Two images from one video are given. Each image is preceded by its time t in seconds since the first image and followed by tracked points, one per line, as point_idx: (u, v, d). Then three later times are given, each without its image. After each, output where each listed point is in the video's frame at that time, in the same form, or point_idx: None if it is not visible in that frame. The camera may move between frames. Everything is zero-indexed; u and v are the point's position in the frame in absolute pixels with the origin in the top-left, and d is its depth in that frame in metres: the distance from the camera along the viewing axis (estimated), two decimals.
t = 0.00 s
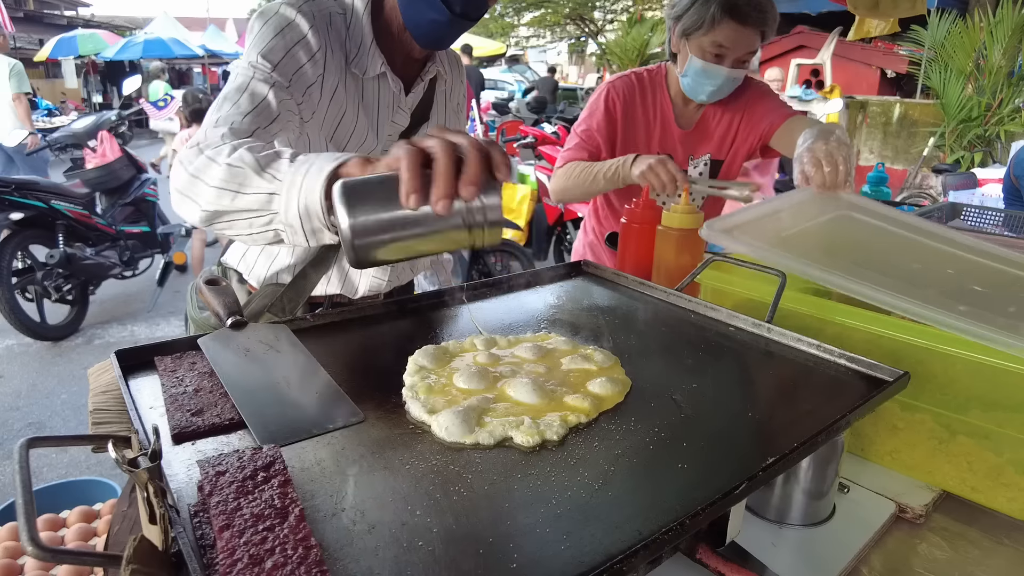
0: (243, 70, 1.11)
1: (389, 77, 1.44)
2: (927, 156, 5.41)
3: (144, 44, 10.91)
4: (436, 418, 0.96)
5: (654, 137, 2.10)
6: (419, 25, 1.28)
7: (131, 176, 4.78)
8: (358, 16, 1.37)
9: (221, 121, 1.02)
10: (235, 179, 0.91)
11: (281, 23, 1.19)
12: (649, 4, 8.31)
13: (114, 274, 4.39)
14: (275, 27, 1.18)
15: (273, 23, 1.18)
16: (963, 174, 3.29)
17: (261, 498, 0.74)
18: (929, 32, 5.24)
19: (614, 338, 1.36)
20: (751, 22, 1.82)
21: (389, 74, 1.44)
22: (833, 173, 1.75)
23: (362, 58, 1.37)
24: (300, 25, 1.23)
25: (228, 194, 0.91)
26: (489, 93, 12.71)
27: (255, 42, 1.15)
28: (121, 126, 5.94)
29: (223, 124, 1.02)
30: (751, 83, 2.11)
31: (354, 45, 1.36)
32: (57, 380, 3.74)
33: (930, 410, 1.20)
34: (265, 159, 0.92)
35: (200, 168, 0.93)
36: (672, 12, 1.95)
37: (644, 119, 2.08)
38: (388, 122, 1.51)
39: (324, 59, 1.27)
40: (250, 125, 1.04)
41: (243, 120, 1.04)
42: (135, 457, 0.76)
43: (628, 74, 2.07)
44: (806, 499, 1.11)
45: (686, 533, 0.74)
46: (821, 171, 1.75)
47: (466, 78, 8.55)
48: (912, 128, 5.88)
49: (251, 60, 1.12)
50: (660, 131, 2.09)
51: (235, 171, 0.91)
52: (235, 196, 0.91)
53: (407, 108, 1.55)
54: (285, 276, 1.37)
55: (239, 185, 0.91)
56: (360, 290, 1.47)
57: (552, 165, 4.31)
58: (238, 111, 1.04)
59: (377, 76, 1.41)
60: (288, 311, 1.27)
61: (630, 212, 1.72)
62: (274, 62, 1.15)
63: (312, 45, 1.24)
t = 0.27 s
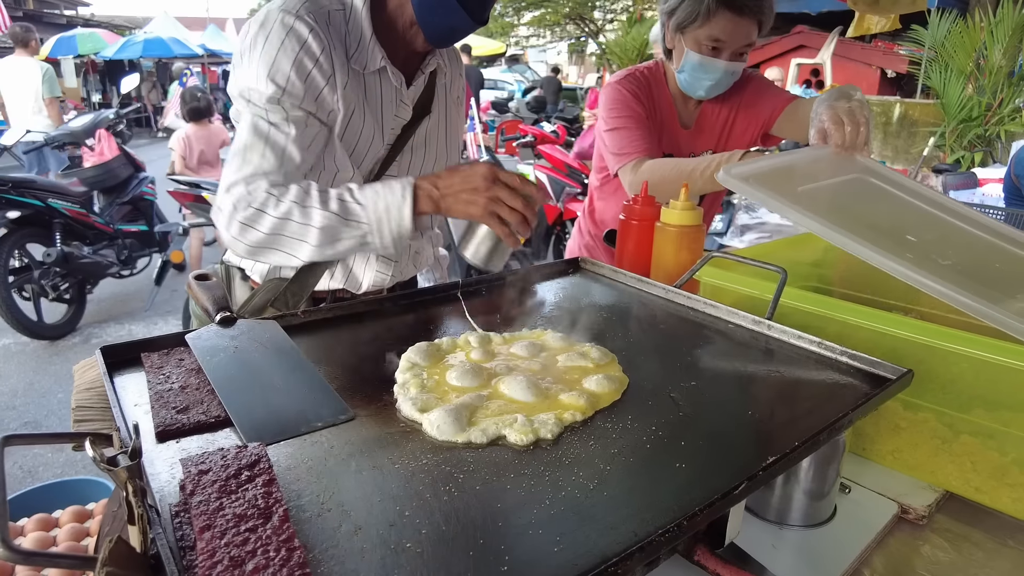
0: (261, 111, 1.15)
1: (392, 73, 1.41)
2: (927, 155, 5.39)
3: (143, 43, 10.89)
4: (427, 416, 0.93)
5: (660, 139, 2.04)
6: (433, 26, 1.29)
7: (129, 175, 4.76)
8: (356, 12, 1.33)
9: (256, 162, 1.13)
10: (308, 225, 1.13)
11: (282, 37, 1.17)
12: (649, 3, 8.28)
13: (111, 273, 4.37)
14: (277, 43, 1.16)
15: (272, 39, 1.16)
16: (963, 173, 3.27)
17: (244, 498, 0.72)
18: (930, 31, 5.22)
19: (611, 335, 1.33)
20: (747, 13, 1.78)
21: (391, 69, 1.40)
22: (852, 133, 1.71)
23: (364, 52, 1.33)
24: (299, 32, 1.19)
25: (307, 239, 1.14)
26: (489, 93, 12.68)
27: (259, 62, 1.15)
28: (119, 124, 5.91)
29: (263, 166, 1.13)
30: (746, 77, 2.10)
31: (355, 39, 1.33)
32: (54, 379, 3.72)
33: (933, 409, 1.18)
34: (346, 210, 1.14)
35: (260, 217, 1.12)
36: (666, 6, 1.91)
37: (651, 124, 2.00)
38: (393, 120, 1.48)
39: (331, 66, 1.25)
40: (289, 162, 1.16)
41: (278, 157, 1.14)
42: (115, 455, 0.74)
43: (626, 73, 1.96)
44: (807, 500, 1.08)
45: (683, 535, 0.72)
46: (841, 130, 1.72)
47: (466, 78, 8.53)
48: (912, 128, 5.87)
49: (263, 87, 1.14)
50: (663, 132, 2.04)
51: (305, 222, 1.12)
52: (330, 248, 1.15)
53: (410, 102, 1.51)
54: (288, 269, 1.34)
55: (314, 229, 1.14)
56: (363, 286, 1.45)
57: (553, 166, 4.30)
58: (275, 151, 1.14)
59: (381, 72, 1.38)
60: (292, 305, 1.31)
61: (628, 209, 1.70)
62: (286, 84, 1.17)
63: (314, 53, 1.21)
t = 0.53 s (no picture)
0: (310, 142, 1.31)
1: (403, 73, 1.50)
2: (927, 156, 5.40)
3: (142, 42, 10.87)
4: (425, 416, 0.93)
5: (657, 140, 2.09)
6: (423, 26, 1.39)
7: (128, 174, 4.75)
8: (367, 21, 1.43)
9: (338, 196, 1.34)
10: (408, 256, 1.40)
11: (319, 66, 1.31)
12: (648, 4, 8.28)
13: (110, 272, 4.36)
14: (316, 76, 1.30)
15: (309, 74, 1.30)
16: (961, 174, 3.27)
17: (241, 498, 0.72)
18: (928, 32, 5.23)
19: (609, 334, 1.33)
20: (750, 22, 1.78)
21: (404, 72, 1.50)
22: (820, 204, 1.90)
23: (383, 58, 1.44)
24: (332, 58, 1.33)
25: (414, 277, 1.41)
26: (488, 93, 12.66)
27: (308, 98, 1.30)
28: (118, 124, 5.90)
29: (344, 200, 1.34)
30: (750, 83, 2.13)
31: (370, 46, 1.43)
32: (52, 379, 3.71)
33: (931, 409, 1.18)
34: (449, 260, 1.46)
35: (372, 253, 1.36)
36: (666, 9, 1.90)
37: (648, 126, 2.06)
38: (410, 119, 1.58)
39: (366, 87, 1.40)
40: (363, 190, 1.36)
41: (351, 188, 1.34)
42: (111, 454, 0.74)
43: (624, 76, 2.04)
44: (806, 501, 1.08)
45: (682, 535, 0.71)
46: (808, 202, 1.92)
47: (465, 77, 8.53)
48: (911, 128, 5.87)
49: (322, 123, 1.31)
50: (660, 133, 2.09)
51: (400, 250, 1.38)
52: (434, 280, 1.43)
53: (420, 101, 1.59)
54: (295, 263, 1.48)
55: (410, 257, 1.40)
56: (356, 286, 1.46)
57: (551, 165, 4.32)
58: (349, 184, 1.33)
59: (400, 76, 1.50)
60: (296, 299, 1.46)
61: (627, 209, 1.71)
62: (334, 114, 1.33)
63: (347, 74, 1.35)
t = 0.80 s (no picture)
0: (253, 139, 1.25)
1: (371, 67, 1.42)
2: (926, 157, 5.41)
3: (142, 42, 10.87)
4: (428, 415, 0.94)
5: (651, 140, 2.09)
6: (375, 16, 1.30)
7: (128, 174, 4.76)
8: (333, 16, 1.37)
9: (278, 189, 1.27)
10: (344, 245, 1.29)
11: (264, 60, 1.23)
12: (647, 5, 8.29)
13: (110, 272, 4.37)
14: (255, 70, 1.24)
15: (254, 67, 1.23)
16: (960, 175, 3.28)
17: (247, 496, 0.73)
18: (927, 33, 5.24)
19: (611, 335, 1.34)
20: (746, 34, 1.79)
21: (370, 66, 1.41)
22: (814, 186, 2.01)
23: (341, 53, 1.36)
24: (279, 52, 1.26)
25: (350, 263, 1.30)
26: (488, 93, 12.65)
27: (246, 89, 1.24)
28: (118, 124, 5.91)
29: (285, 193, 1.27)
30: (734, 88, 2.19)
31: (333, 41, 1.37)
32: (53, 378, 3.72)
33: (930, 410, 1.19)
34: (382, 237, 1.30)
35: (299, 246, 1.28)
36: (663, 13, 1.89)
37: (641, 127, 2.06)
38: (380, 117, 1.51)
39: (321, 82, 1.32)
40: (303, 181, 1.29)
41: (290, 181, 1.27)
42: (118, 453, 0.74)
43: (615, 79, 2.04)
44: (805, 500, 1.09)
45: (683, 533, 0.72)
46: (805, 185, 2.01)
47: (464, 78, 8.55)
48: (911, 129, 5.88)
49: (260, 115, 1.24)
50: (654, 133, 2.09)
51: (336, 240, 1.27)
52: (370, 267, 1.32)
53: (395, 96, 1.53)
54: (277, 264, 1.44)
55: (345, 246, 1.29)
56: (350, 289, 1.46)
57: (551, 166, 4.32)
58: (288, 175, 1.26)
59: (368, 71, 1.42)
60: (281, 300, 1.45)
61: (626, 211, 1.72)
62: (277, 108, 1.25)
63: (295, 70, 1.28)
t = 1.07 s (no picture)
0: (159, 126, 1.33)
1: (308, 61, 1.43)
2: (928, 157, 5.42)
3: (144, 41, 10.89)
4: (437, 410, 0.95)
5: (658, 134, 2.09)
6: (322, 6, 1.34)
7: (131, 174, 4.76)
8: (272, 16, 1.39)
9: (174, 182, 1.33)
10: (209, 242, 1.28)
11: (178, 56, 1.31)
12: (649, 5, 8.30)
13: (112, 271, 4.38)
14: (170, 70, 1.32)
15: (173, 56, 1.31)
16: (963, 176, 3.28)
17: (260, 488, 0.73)
18: (929, 33, 5.25)
19: (617, 332, 1.33)
20: (748, 32, 1.82)
21: (303, 59, 1.41)
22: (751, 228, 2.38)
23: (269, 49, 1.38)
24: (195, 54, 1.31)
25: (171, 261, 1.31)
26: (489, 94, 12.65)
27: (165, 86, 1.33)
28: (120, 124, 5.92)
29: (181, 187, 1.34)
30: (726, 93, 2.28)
31: (267, 39, 1.39)
32: (56, 377, 3.72)
33: (935, 406, 1.19)
34: (196, 252, 1.28)
35: (142, 233, 1.31)
36: (667, 12, 1.90)
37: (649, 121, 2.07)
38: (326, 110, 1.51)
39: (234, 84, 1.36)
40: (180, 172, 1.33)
41: (169, 167, 1.32)
42: (132, 446, 0.75)
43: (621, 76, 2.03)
44: (811, 496, 1.09)
45: (693, 525, 0.73)
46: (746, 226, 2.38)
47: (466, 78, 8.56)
48: (912, 130, 5.89)
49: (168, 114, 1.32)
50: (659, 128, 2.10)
51: (219, 235, 1.28)
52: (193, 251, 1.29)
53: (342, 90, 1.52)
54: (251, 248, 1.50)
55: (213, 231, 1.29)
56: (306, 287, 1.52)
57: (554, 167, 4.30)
58: (167, 162, 1.32)
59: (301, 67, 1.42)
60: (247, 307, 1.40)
61: (631, 210, 1.73)
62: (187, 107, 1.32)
63: (206, 70, 1.32)
